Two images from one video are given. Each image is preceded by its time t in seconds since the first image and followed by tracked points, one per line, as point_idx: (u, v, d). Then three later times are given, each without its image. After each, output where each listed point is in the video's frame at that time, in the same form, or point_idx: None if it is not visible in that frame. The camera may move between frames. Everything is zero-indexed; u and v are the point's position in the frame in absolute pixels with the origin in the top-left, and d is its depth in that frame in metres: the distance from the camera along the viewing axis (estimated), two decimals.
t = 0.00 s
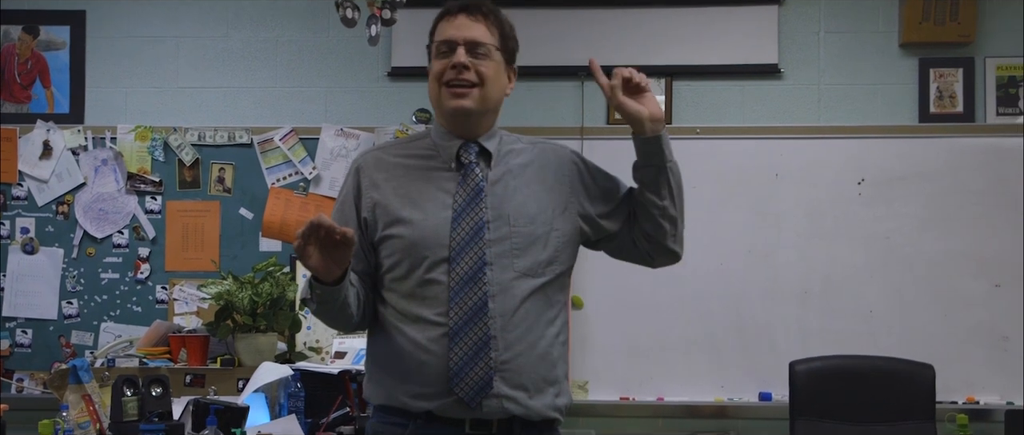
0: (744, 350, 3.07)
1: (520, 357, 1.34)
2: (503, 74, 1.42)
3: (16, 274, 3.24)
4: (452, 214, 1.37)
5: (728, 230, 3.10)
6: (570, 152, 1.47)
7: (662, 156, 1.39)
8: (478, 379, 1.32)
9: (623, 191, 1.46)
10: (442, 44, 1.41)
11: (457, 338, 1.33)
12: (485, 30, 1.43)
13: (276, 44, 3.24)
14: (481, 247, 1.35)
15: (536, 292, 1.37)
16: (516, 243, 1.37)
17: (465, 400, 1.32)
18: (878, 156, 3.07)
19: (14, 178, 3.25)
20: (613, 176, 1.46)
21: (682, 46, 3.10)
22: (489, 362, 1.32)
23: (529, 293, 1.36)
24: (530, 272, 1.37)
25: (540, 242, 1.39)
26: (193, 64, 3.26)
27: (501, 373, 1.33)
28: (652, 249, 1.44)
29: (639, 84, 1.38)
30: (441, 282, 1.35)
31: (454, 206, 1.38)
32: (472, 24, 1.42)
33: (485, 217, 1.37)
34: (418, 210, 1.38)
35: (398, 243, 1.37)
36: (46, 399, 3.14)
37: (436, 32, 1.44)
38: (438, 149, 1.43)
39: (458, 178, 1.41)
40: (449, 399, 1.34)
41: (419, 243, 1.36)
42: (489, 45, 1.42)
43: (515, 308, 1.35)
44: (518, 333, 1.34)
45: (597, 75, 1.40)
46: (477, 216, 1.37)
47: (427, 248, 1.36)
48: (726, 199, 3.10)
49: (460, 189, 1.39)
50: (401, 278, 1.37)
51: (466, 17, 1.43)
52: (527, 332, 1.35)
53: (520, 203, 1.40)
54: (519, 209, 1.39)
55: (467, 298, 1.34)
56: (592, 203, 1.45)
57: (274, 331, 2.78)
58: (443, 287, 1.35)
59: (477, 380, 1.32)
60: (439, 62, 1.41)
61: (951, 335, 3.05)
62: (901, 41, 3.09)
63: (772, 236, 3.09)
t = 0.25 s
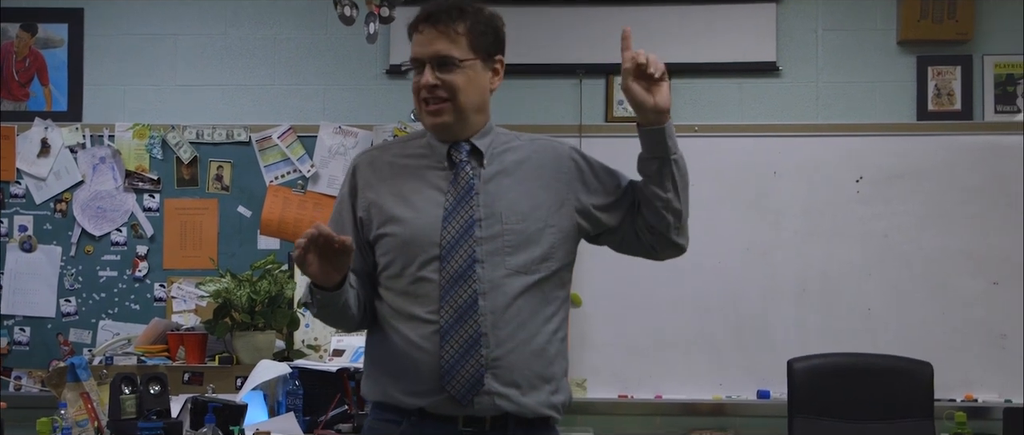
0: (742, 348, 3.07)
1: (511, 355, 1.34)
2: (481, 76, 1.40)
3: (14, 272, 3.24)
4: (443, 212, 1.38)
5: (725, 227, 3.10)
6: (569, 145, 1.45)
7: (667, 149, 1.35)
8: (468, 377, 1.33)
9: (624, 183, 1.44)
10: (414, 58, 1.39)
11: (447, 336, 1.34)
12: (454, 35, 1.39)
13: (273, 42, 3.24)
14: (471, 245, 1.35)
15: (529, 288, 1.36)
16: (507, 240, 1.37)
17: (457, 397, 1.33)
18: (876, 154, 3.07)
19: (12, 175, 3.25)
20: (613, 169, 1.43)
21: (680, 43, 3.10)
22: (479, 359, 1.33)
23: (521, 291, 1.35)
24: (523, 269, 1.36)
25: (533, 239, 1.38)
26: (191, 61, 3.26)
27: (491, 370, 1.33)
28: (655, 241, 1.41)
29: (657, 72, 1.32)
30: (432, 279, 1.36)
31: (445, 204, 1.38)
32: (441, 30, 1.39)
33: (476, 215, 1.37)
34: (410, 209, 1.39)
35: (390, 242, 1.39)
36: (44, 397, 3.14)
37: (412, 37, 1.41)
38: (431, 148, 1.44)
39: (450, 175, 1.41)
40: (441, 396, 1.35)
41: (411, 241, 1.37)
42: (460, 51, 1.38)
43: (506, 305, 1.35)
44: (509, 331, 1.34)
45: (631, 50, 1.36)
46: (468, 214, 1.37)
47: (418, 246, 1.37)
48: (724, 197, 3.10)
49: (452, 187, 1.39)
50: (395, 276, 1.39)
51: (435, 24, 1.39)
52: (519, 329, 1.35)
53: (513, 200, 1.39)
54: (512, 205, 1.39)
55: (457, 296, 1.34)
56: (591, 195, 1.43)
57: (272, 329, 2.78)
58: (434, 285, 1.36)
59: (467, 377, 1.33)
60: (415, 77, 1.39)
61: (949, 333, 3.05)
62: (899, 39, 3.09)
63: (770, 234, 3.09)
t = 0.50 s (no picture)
0: (740, 346, 3.07)
1: (502, 354, 1.34)
2: (476, 73, 1.40)
3: (12, 270, 3.24)
4: (437, 212, 1.38)
5: (724, 225, 3.10)
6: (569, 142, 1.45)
7: (665, 147, 1.35)
8: (458, 376, 1.33)
9: (625, 182, 1.43)
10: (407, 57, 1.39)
11: (439, 335, 1.35)
12: (447, 33, 1.39)
13: (272, 40, 3.24)
14: (463, 245, 1.35)
15: (522, 288, 1.36)
16: (500, 240, 1.37)
17: (447, 397, 1.34)
18: (874, 152, 3.08)
19: (10, 173, 3.25)
20: (613, 167, 1.42)
21: (678, 41, 3.10)
22: (469, 358, 1.33)
23: (513, 290, 1.35)
24: (516, 268, 1.36)
25: (527, 238, 1.38)
26: (190, 59, 3.25)
27: (482, 370, 1.34)
28: (654, 239, 1.40)
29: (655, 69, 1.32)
30: (426, 279, 1.37)
31: (439, 204, 1.39)
32: (434, 29, 1.39)
33: (469, 214, 1.37)
34: (405, 208, 1.40)
35: (386, 242, 1.40)
36: (43, 395, 3.14)
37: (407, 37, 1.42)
38: (429, 148, 1.44)
39: (445, 175, 1.42)
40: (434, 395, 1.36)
41: (405, 241, 1.38)
42: (453, 49, 1.38)
43: (499, 305, 1.35)
44: (501, 330, 1.34)
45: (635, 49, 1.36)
46: (460, 213, 1.37)
47: (412, 246, 1.38)
48: (722, 195, 3.10)
49: (446, 186, 1.40)
50: (392, 276, 1.40)
51: (428, 22, 1.40)
52: (511, 328, 1.35)
53: (507, 199, 1.39)
54: (506, 204, 1.39)
55: (449, 295, 1.35)
56: (588, 193, 1.42)
57: (270, 327, 2.78)
58: (428, 285, 1.37)
59: (457, 376, 1.33)
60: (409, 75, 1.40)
61: (947, 331, 3.05)
62: (898, 37, 3.09)
63: (769, 231, 3.09)
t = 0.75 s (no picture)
0: (739, 344, 3.07)
1: (494, 352, 1.34)
2: (475, 67, 1.41)
3: (11, 268, 3.24)
4: (430, 210, 1.39)
5: (723, 223, 3.09)
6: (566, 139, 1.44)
7: (659, 140, 1.34)
8: (449, 374, 1.33)
9: (622, 178, 1.42)
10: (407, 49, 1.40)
11: (431, 334, 1.35)
12: (448, 25, 1.40)
13: (271, 38, 3.23)
14: (456, 242, 1.36)
15: (515, 286, 1.36)
16: (493, 238, 1.37)
17: (439, 395, 1.34)
18: (873, 150, 3.08)
19: (8, 171, 3.25)
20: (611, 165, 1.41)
21: (677, 38, 3.09)
22: (460, 357, 1.33)
23: (505, 289, 1.35)
24: (509, 266, 1.36)
25: (520, 236, 1.38)
26: (188, 57, 3.25)
27: (474, 368, 1.34)
28: (650, 235, 1.39)
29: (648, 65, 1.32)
30: (420, 277, 1.38)
31: (432, 202, 1.39)
32: (434, 22, 1.41)
33: (462, 213, 1.38)
34: (400, 207, 1.41)
35: (381, 240, 1.41)
36: (42, 393, 3.14)
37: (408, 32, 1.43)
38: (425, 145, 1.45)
39: (440, 173, 1.42)
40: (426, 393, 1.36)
41: (399, 239, 1.39)
42: (453, 42, 1.40)
43: (491, 303, 1.35)
44: (493, 328, 1.34)
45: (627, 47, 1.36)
46: (454, 212, 1.38)
47: (406, 244, 1.38)
48: (721, 193, 3.10)
49: (440, 185, 1.40)
50: (387, 274, 1.41)
51: (429, 15, 1.41)
52: (503, 326, 1.35)
53: (501, 197, 1.39)
54: (499, 202, 1.39)
55: (441, 293, 1.35)
56: (584, 189, 1.41)
57: (269, 325, 2.77)
58: (421, 283, 1.37)
59: (448, 374, 1.33)
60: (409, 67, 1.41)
61: (946, 329, 3.05)
62: (897, 35, 3.09)
63: (767, 229, 3.09)
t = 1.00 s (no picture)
0: (738, 343, 3.07)
1: (483, 353, 1.34)
2: (465, 71, 1.41)
3: (10, 266, 3.24)
4: (420, 211, 1.39)
5: (722, 222, 3.10)
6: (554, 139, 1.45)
7: (649, 142, 1.34)
8: (438, 376, 1.33)
9: (610, 178, 1.42)
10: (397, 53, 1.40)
11: (420, 335, 1.35)
12: (437, 30, 1.40)
13: (270, 36, 3.23)
14: (445, 244, 1.36)
15: (504, 287, 1.36)
16: (482, 239, 1.37)
17: (426, 396, 1.34)
18: (872, 148, 3.08)
19: (7, 169, 3.25)
20: (599, 165, 1.42)
21: (676, 37, 3.09)
22: (449, 358, 1.33)
23: (495, 290, 1.35)
24: (498, 268, 1.36)
25: (509, 237, 1.38)
26: (187, 55, 3.25)
27: (463, 369, 1.33)
28: (639, 235, 1.39)
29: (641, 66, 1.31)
30: (409, 278, 1.37)
31: (422, 203, 1.39)
32: (425, 25, 1.40)
33: (451, 214, 1.38)
34: (390, 208, 1.41)
35: (370, 240, 1.40)
36: (41, 392, 3.14)
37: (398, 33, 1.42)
38: (414, 145, 1.45)
39: (430, 174, 1.42)
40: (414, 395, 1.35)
41: (388, 240, 1.39)
42: (444, 46, 1.39)
43: (480, 304, 1.35)
44: (482, 329, 1.34)
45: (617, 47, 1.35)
46: (443, 213, 1.38)
47: (396, 245, 1.38)
48: (720, 191, 3.10)
49: (430, 186, 1.40)
50: (375, 274, 1.40)
51: (420, 18, 1.40)
52: (493, 327, 1.35)
53: (490, 197, 1.39)
54: (489, 203, 1.39)
55: (430, 295, 1.35)
56: (572, 190, 1.41)
57: (268, 324, 2.78)
58: (410, 284, 1.37)
59: (437, 376, 1.33)
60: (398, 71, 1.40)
61: (944, 328, 3.05)
62: (895, 33, 3.09)
63: (766, 228, 3.09)
